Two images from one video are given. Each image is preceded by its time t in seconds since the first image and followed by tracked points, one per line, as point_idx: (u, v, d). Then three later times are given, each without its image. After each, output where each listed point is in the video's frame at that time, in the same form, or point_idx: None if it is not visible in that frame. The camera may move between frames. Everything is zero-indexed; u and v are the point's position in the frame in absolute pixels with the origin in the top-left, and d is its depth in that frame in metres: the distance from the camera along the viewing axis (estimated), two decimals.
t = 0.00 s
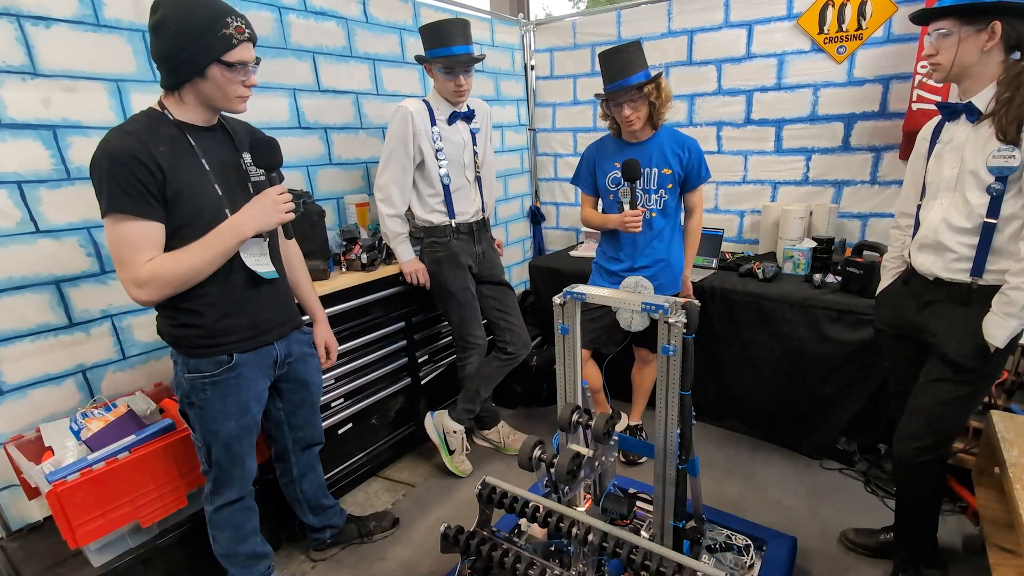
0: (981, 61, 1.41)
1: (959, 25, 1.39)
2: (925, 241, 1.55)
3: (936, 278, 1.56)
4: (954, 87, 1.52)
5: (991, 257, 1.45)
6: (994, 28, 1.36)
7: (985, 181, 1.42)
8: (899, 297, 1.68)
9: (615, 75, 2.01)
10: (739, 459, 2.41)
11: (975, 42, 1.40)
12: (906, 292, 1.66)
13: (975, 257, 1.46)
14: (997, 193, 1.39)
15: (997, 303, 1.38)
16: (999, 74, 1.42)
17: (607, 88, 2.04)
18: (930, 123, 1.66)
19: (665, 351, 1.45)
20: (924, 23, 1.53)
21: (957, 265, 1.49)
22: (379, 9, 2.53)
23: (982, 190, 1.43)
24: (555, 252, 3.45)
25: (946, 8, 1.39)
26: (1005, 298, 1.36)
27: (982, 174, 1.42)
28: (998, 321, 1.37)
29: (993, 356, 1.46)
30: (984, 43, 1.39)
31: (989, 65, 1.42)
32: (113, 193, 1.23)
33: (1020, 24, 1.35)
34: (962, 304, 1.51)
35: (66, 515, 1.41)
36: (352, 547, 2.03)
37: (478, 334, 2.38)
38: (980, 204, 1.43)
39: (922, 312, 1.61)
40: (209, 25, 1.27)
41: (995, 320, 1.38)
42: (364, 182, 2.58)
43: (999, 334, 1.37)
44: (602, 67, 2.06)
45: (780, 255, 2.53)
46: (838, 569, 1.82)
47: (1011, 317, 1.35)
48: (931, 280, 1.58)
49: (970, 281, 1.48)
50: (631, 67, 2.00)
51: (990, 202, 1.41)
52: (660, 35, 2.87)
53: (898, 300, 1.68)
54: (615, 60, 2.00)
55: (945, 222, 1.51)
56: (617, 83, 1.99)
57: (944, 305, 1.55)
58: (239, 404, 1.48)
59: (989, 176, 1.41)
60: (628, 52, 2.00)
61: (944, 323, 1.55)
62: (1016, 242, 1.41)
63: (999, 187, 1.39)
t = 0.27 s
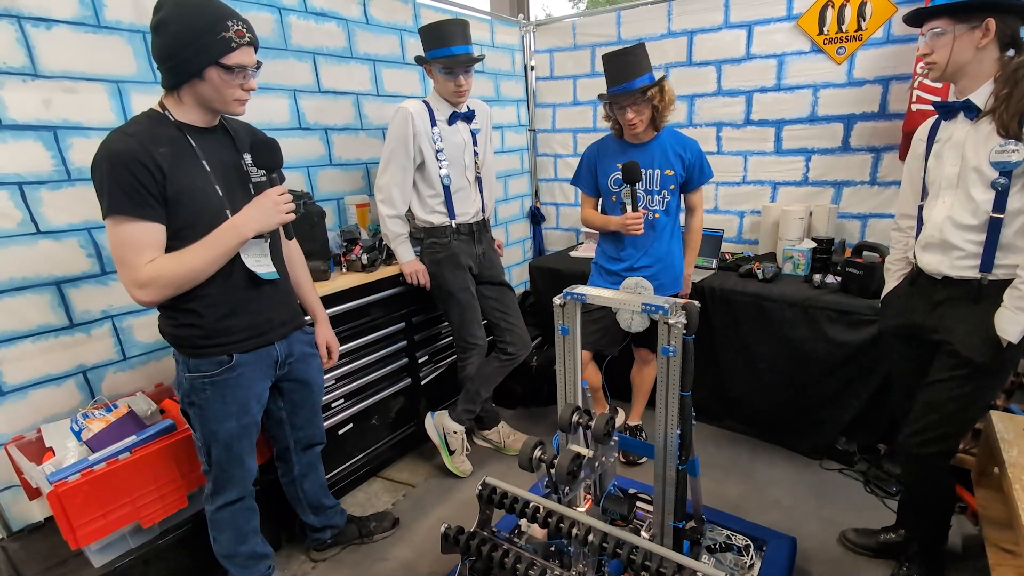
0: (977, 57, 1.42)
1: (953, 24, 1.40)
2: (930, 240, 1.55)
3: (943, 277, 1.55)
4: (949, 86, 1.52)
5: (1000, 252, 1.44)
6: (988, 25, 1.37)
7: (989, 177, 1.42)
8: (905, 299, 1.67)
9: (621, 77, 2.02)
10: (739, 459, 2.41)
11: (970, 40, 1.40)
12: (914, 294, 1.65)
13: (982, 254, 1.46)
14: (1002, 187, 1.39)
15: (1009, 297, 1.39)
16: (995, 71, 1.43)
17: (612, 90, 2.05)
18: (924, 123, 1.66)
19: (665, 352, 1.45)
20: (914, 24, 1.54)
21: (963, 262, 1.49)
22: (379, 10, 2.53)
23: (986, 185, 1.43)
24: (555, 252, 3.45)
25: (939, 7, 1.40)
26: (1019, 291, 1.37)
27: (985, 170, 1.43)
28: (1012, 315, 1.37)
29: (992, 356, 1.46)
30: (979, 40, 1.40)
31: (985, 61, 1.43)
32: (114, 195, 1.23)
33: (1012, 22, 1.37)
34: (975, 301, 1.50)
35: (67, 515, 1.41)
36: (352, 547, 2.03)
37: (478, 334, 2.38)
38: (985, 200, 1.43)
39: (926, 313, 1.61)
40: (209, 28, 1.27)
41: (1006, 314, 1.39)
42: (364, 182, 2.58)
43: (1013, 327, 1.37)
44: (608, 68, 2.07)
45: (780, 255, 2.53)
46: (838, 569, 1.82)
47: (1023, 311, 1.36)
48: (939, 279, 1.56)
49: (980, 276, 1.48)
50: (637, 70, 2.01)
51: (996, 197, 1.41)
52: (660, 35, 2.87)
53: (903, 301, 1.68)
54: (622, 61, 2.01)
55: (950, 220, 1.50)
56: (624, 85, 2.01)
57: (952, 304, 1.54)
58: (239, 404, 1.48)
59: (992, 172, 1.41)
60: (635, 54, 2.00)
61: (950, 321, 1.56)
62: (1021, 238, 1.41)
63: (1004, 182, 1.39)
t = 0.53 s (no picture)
0: (975, 56, 1.42)
1: (949, 24, 1.41)
2: (929, 241, 1.56)
3: (944, 278, 1.55)
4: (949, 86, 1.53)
5: (999, 252, 1.44)
6: (984, 24, 1.37)
7: (988, 176, 1.42)
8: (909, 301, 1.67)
9: (623, 76, 2.03)
10: (739, 460, 2.41)
11: (966, 40, 1.41)
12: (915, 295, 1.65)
13: (981, 254, 1.46)
14: (1002, 186, 1.39)
15: (1009, 297, 1.39)
16: (994, 70, 1.43)
17: (613, 89, 2.05)
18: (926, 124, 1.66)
19: (665, 352, 1.45)
20: (911, 24, 1.54)
21: (963, 263, 1.50)
22: (379, 10, 2.54)
23: (985, 185, 1.43)
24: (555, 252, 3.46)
25: (936, 7, 1.40)
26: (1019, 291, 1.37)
27: (983, 169, 1.43)
28: (1011, 314, 1.38)
29: (992, 357, 1.46)
30: (976, 40, 1.40)
31: (983, 60, 1.43)
32: (117, 197, 1.23)
33: (1012, 21, 1.37)
34: (976, 302, 1.50)
35: (68, 515, 1.42)
36: (353, 547, 2.03)
37: (478, 334, 2.39)
38: (985, 200, 1.43)
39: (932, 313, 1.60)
40: (210, 31, 1.27)
41: (1006, 314, 1.39)
42: (364, 183, 2.59)
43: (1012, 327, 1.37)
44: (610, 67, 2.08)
45: (780, 255, 2.53)
46: (837, 569, 1.82)
47: (1021, 311, 1.36)
48: (940, 280, 1.57)
49: (980, 276, 1.48)
50: (640, 69, 2.02)
51: (995, 196, 1.41)
52: (660, 36, 2.87)
53: (905, 302, 1.68)
54: (625, 60, 2.01)
55: (950, 220, 1.51)
56: (625, 84, 2.01)
57: (953, 304, 1.55)
58: (242, 403, 1.49)
59: (991, 171, 1.41)
60: (638, 54, 2.01)
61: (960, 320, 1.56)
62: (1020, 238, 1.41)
63: (1003, 181, 1.38)
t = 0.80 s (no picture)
0: (977, 53, 1.43)
1: (951, 20, 1.42)
2: (924, 240, 1.57)
3: (936, 279, 1.57)
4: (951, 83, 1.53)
5: (990, 254, 1.45)
6: (985, 20, 1.38)
7: (984, 176, 1.42)
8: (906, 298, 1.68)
9: (623, 75, 2.03)
10: (738, 459, 2.41)
11: (967, 35, 1.41)
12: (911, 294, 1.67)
13: (972, 255, 1.48)
14: (996, 187, 1.40)
15: (999, 301, 1.38)
16: (996, 67, 1.43)
17: (613, 88, 2.05)
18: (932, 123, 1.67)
19: (665, 352, 1.46)
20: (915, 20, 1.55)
21: (954, 263, 1.51)
22: (379, 10, 2.54)
23: (981, 185, 1.44)
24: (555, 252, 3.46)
25: (938, 2, 1.42)
26: (1008, 296, 1.36)
27: (980, 169, 1.43)
28: (999, 318, 1.38)
29: (992, 357, 1.46)
30: (978, 36, 1.40)
31: (986, 57, 1.43)
32: (118, 194, 1.24)
33: (1015, 17, 1.36)
34: (964, 304, 1.51)
35: (69, 515, 1.42)
36: (353, 547, 2.03)
37: (478, 334, 2.39)
38: (979, 200, 1.44)
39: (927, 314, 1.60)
40: (214, 31, 1.27)
41: (995, 318, 1.39)
42: (364, 183, 2.59)
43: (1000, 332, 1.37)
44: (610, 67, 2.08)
45: (780, 255, 2.53)
46: (837, 569, 1.82)
47: (1012, 316, 1.35)
48: (932, 281, 1.58)
49: (969, 278, 1.49)
50: (641, 68, 2.02)
51: (989, 197, 1.42)
52: (660, 36, 2.87)
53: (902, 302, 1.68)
54: (626, 60, 2.02)
55: (943, 220, 1.52)
56: (625, 83, 2.01)
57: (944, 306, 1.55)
58: (240, 402, 1.49)
59: (988, 171, 1.42)
60: (638, 53, 2.01)
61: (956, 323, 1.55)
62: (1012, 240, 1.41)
63: (998, 182, 1.39)
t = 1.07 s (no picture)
0: (982, 44, 1.41)
1: (957, 9, 1.41)
2: (913, 237, 1.60)
3: (923, 276, 1.59)
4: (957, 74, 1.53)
5: (974, 254, 1.46)
6: (991, 10, 1.36)
7: (976, 175, 1.43)
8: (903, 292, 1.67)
9: (620, 73, 2.01)
10: (738, 459, 2.41)
11: (973, 26, 1.39)
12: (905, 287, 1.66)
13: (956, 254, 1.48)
14: (985, 187, 1.40)
15: (979, 305, 1.39)
16: (1001, 60, 1.42)
17: (611, 86, 2.04)
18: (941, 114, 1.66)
19: (665, 351, 1.45)
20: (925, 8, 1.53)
21: (938, 261, 1.53)
22: (379, 10, 2.54)
23: (972, 185, 1.44)
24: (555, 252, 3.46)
25: None
26: (987, 300, 1.37)
27: (972, 167, 1.43)
28: (978, 321, 1.39)
29: (992, 356, 1.46)
30: (984, 27, 1.38)
31: (993, 49, 1.41)
32: (119, 193, 1.24)
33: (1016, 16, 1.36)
34: (947, 300, 1.53)
35: (69, 515, 1.42)
36: (353, 547, 2.03)
37: (478, 334, 2.39)
38: (967, 199, 1.45)
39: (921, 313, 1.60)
40: (213, 30, 1.27)
41: (975, 321, 1.40)
42: (364, 182, 2.59)
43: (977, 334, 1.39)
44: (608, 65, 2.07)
45: (780, 255, 2.53)
46: (837, 569, 1.82)
47: (989, 319, 1.37)
48: (920, 277, 1.60)
49: (952, 276, 1.51)
50: (638, 66, 2.01)
51: (978, 196, 1.42)
52: (660, 36, 2.87)
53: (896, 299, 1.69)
54: (623, 58, 2.00)
55: (932, 220, 1.53)
56: (623, 81, 2.00)
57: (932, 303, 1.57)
58: (240, 401, 1.49)
59: (979, 170, 1.42)
60: (635, 51, 2.01)
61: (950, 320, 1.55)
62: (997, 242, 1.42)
63: (987, 182, 1.39)
